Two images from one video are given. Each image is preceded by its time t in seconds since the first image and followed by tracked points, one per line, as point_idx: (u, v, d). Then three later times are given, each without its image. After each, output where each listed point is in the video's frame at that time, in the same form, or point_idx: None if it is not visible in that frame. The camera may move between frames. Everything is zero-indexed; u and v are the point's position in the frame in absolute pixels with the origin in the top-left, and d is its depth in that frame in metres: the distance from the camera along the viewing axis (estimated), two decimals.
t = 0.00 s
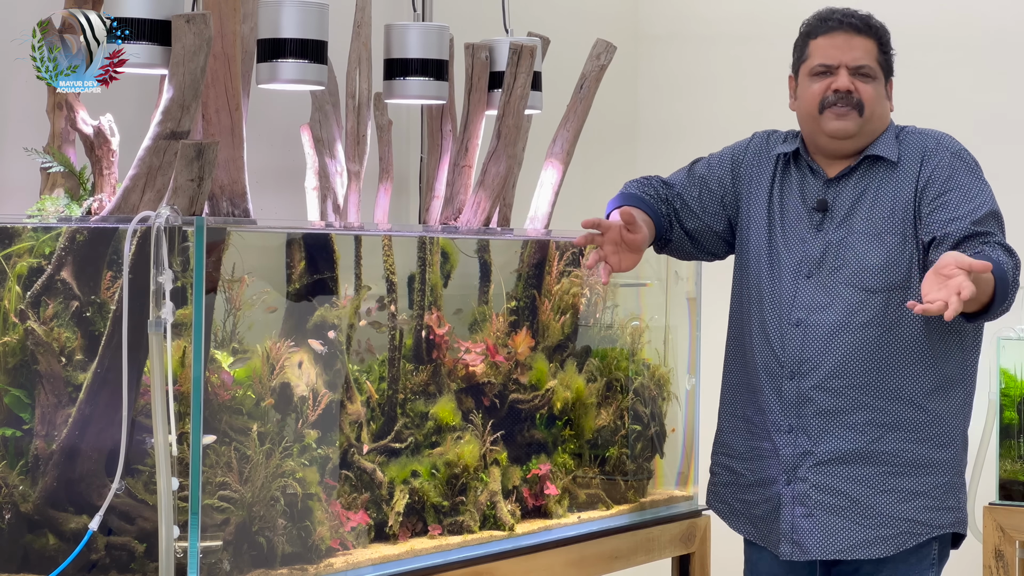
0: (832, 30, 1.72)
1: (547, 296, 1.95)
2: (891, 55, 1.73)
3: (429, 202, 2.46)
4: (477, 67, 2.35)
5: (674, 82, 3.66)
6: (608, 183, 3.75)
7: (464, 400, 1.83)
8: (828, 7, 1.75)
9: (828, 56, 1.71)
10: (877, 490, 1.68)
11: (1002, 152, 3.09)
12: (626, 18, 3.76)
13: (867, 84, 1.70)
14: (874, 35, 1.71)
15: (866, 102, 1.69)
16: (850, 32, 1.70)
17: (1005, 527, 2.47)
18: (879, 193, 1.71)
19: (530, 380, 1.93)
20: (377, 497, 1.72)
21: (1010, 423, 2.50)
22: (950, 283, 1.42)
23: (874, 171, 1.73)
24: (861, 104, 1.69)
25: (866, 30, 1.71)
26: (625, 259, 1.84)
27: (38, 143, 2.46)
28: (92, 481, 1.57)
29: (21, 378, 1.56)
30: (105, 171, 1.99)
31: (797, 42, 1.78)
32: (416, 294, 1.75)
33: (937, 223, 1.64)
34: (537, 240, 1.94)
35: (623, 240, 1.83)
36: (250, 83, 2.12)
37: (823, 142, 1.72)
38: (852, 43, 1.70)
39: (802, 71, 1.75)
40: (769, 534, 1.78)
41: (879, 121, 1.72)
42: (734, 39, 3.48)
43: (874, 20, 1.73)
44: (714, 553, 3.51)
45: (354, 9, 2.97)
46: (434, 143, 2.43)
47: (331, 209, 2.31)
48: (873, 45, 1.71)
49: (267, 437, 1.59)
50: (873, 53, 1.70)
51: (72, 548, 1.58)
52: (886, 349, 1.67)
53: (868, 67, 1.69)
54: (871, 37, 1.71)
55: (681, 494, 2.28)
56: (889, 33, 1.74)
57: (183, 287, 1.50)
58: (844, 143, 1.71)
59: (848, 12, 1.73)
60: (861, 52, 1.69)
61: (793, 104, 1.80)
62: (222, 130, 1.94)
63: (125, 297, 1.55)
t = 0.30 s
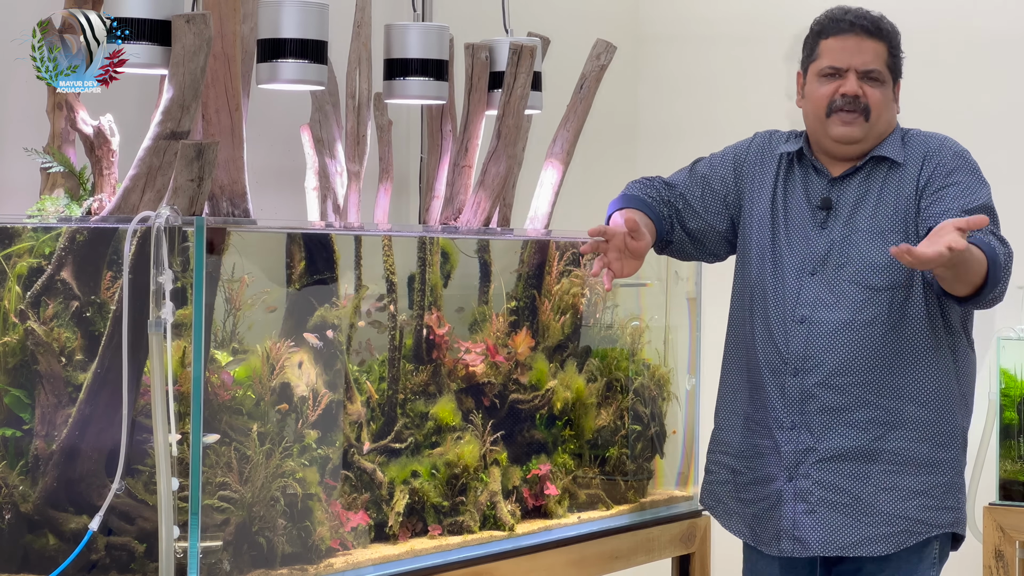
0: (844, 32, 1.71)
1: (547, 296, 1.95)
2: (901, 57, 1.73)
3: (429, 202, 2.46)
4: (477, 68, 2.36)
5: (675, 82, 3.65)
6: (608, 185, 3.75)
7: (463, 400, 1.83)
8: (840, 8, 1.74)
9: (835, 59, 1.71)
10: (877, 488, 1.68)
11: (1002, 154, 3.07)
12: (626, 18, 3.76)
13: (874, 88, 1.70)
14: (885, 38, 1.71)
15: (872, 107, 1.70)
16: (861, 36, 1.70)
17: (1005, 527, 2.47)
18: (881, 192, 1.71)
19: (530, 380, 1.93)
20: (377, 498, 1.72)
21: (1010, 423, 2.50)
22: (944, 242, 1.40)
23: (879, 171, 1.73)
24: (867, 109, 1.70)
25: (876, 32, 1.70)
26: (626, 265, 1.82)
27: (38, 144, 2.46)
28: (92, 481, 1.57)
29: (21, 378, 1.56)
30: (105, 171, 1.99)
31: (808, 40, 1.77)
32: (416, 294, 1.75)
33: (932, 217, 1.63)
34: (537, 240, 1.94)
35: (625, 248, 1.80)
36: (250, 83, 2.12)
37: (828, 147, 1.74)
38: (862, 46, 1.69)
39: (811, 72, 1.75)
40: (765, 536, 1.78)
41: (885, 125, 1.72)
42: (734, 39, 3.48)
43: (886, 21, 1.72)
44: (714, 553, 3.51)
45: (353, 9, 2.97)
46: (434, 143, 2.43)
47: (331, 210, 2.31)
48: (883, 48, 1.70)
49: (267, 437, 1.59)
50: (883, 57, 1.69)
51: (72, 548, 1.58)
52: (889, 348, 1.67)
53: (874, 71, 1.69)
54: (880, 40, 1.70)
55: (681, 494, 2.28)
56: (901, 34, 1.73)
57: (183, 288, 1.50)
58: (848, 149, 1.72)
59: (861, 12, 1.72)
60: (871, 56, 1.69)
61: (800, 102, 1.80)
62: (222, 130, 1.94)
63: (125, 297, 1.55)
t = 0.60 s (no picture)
0: (836, 38, 2.13)
1: (547, 296, 1.94)
2: (898, 57, 2.14)
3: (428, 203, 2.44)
4: (478, 68, 2.38)
5: (680, 80, 3.35)
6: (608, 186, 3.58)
7: (464, 400, 1.83)
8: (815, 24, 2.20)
9: (829, 65, 2.13)
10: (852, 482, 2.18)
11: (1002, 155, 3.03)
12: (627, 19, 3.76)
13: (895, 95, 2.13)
14: (880, 40, 2.12)
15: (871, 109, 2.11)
16: (849, 40, 2.12)
17: (1007, 527, 2.47)
18: (879, 202, 2.11)
19: (531, 380, 1.93)
20: (376, 497, 1.72)
21: (1011, 423, 2.50)
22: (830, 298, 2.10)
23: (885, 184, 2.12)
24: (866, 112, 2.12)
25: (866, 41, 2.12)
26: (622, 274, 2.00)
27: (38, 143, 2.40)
28: (93, 481, 1.58)
29: (22, 378, 1.56)
30: (106, 171, 2.00)
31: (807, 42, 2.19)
32: (416, 294, 1.75)
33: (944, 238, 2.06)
34: (538, 240, 1.93)
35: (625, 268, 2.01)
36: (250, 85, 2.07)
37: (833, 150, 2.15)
38: (843, 51, 2.12)
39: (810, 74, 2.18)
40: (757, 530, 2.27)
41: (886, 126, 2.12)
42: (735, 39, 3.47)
43: (881, 25, 2.14)
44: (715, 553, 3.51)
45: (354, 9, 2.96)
46: (435, 142, 2.42)
47: (332, 209, 2.31)
48: (878, 50, 2.11)
49: (268, 437, 1.59)
50: (876, 60, 2.11)
51: (73, 548, 1.59)
52: (864, 350, 2.15)
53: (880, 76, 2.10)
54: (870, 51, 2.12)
55: (682, 495, 2.25)
56: (894, 35, 2.14)
57: (183, 289, 1.52)
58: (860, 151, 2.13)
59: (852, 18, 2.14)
60: (862, 58, 2.11)
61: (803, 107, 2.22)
62: (223, 130, 1.94)
63: (125, 297, 1.55)
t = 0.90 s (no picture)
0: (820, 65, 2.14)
1: (549, 295, 1.95)
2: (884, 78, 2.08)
3: (430, 202, 2.42)
4: (480, 67, 2.38)
5: (680, 79, 3.36)
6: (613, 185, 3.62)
7: (467, 399, 1.83)
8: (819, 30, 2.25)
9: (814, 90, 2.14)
10: (849, 485, 2.16)
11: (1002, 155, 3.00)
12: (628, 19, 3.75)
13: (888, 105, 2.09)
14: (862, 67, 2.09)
15: (858, 117, 2.09)
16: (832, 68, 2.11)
17: (1008, 527, 2.48)
18: (879, 207, 2.08)
19: (533, 379, 1.93)
20: (378, 497, 1.72)
21: (1013, 423, 2.50)
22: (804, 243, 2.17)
23: (875, 186, 2.09)
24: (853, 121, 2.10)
25: (852, 56, 2.09)
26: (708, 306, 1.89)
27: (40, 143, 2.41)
28: (96, 480, 1.58)
29: (26, 377, 1.55)
30: (107, 170, 2.02)
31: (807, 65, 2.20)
32: (418, 294, 1.75)
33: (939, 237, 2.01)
34: (540, 239, 1.94)
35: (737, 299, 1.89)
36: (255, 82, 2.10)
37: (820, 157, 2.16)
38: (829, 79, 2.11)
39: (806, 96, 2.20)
40: (766, 519, 2.30)
41: (877, 134, 2.08)
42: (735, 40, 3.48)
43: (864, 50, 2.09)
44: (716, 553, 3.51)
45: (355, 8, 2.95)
46: (437, 142, 2.40)
47: (334, 209, 2.31)
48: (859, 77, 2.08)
49: (270, 437, 1.59)
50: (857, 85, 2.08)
51: (75, 548, 1.58)
52: (859, 350, 2.11)
53: (869, 84, 2.07)
54: (854, 62, 2.09)
55: (682, 493, 2.26)
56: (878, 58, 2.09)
57: (185, 290, 1.52)
58: (848, 158, 2.11)
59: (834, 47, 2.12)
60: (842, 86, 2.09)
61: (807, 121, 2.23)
62: (225, 130, 1.95)
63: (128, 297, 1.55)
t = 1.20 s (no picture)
0: (828, 53, 1.70)
1: (550, 295, 1.95)
2: (898, 70, 1.68)
3: (433, 202, 2.46)
4: (481, 67, 2.34)
5: (685, 81, 3.63)
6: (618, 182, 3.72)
7: (468, 399, 1.83)
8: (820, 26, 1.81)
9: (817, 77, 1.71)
10: (853, 487, 1.73)
11: (1004, 155, 2.98)
12: (631, 18, 3.74)
13: (894, 97, 1.71)
14: (871, 55, 1.67)
15: (867, 110, 1.69)
16: (841, 56, 1.68)
17: (1009, 527, 2.47)
18: (881, 204, 1.72)
19: (535, 380, 1.93)
20: (380, 497, 1.72)
21: (1015, 422, 2.49)
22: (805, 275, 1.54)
23: (875, 186, 1.74)
24: (863, 117, 1.69)
25: (859, 42, 1.67)
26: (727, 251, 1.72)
27: (42, 143, 2.43)
28: (97, 480, 1.57)
29: (27, 378, 1.56)
30: (108, 170, 2.01)
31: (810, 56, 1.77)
32: (420, 294, 1.75)
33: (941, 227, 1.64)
34: (541, 239, 1.94)
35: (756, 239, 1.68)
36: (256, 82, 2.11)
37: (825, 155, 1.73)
38: (842, 66, 1.68)
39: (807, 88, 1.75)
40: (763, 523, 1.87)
41: (885, 129, 1.71)
42: (737, 40, 3.48)
43: (876, 34, 1.68)
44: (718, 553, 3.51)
45: (355, 9, 2.95)
46: (438, 142, 2.45)
47: (334, 209, 2.31)
48: (869, 65, 1.67)
49: (271, 437, 1.59)
50: (865, 75, 1.67)
51: (76, 548, 1.58)
52: (861, 341, 1.70)
53: (877, 75, 1.67)
54: (861, 48, 1.67)
55: (682, 493, 2.26)
56: (897, 48, 1.69)
57: (187, 291, 1.52)
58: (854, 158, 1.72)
59: (845, 29, 1.70)
60: (851, 76, 1.67)
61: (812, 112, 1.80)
62: (226, 130, 1.95)
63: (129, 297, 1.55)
